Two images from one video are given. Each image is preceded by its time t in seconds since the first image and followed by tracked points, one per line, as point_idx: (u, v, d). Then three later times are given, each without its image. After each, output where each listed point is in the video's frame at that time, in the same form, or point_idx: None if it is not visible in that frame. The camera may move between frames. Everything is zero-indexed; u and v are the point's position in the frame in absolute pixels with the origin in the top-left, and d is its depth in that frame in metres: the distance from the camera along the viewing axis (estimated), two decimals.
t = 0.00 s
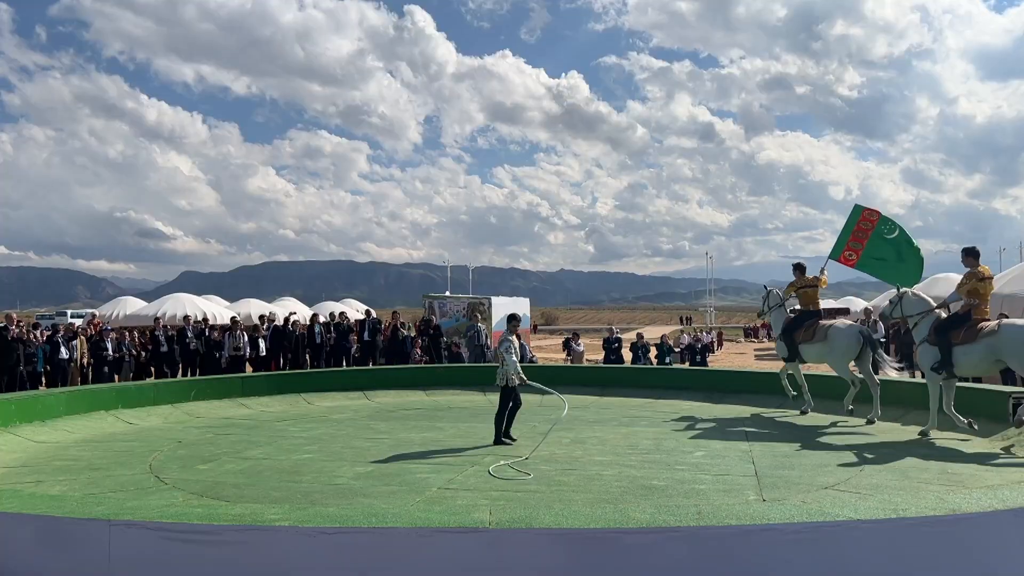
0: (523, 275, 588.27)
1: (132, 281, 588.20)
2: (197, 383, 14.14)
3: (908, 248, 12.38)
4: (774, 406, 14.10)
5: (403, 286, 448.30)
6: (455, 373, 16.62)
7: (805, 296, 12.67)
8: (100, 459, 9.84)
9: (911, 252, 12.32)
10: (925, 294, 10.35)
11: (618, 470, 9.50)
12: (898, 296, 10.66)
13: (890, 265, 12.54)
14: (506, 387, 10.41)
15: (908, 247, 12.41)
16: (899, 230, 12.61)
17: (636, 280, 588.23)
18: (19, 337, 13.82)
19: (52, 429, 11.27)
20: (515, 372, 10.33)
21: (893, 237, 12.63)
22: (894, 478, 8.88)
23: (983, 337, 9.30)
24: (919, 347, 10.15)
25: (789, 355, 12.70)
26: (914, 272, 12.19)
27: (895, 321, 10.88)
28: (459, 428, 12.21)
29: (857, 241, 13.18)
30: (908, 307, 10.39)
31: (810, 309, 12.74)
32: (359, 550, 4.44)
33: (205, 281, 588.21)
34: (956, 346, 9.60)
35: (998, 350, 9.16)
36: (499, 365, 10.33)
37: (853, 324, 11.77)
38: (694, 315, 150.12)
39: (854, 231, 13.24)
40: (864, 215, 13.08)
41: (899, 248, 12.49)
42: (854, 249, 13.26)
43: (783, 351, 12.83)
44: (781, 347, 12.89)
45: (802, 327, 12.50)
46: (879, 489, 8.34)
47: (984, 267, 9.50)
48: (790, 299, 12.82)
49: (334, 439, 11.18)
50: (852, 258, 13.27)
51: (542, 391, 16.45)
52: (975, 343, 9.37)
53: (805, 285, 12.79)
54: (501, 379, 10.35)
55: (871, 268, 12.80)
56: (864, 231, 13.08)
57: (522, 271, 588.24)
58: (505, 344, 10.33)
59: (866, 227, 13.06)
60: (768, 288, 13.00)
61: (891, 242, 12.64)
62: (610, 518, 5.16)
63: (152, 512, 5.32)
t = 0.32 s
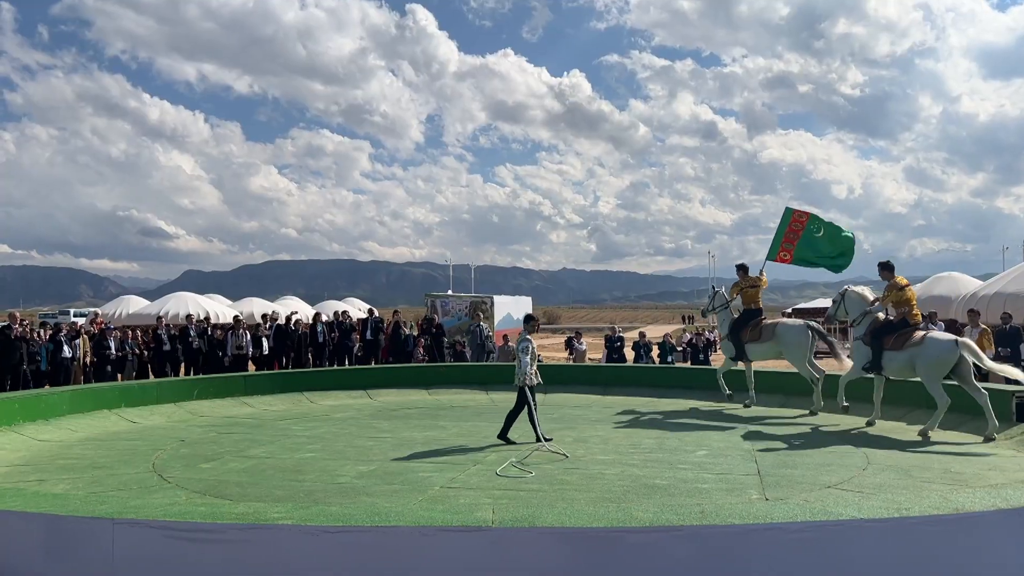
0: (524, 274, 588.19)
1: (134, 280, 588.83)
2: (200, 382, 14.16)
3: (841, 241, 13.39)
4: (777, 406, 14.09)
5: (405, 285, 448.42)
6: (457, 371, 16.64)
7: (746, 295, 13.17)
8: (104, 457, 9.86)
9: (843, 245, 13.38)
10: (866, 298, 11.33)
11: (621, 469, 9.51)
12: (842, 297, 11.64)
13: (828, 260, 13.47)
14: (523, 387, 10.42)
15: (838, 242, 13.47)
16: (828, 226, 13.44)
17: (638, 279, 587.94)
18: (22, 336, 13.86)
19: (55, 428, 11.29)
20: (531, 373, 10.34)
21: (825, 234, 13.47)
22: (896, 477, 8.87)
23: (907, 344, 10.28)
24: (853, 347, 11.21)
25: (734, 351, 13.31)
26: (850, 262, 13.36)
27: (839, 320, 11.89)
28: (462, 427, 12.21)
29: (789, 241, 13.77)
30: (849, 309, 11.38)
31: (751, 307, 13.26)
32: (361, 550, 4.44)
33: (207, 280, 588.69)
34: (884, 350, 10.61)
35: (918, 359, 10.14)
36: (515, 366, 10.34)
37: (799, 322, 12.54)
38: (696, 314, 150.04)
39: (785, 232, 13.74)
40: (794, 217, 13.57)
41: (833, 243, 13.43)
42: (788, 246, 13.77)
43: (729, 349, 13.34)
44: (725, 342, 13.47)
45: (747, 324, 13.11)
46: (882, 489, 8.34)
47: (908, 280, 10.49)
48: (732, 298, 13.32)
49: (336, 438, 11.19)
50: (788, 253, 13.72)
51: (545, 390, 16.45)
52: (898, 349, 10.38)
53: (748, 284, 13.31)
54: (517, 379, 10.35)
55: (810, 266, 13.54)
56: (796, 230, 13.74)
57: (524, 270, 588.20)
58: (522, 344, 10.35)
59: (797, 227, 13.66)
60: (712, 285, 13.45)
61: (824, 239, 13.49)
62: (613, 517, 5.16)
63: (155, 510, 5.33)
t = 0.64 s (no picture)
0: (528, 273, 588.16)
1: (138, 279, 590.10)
2: (205, 380, 14.19)
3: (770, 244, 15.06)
4: (782, 404, 14.10)
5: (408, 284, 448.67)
6: (462, 371, 16.67)
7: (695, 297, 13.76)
8: (109, 456, 9.90)
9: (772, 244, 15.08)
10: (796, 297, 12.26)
11: (626, 468, 9.50)
12: (777, 296, 12.48)
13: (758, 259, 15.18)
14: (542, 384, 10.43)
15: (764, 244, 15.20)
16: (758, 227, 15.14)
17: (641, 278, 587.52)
18: (28, 334, 13.91)
19: (60, 427, 11.34)
20: (552, 371, 10.35)
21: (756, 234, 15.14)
22: (902, 476, 8.86)
23: (842, 338, 11.26)
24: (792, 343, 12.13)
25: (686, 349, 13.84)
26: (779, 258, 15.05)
27: (775, 316, 12.76)
28: (466, 426, 12.21)
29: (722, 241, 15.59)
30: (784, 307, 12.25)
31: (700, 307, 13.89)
32: (365, 547, 4.44)
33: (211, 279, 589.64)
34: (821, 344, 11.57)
35: (853, 351, 11.10)
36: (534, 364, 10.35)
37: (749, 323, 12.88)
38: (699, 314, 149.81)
39: (719, 233, 15.49)
40: (727, 218, 15.36)
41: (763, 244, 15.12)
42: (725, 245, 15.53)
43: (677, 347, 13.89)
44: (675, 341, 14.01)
45: (698, 324, 13.65)
46: (887, 488, 8.32)
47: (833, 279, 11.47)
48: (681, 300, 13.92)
49: (341, 437, 11.21)
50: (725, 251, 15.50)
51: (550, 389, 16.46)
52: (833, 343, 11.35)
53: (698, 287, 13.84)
54: (536, 377, 10.34)
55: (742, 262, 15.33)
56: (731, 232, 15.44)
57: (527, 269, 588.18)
58: (543, 342, 10.37)
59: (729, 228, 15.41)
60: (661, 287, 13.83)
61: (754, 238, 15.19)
62: (617, 516, 5.16)
63: (160, 509, 5.32)
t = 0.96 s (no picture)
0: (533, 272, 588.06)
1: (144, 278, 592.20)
2: (212, 378, 14.22)
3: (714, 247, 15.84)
4: (789, 404, 14.08)
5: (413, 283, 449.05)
6: (468, 369, 16.67)
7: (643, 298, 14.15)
8: (117, 454, 9.93)
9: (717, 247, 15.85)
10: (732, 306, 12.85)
11: (633, 467, 9.48)
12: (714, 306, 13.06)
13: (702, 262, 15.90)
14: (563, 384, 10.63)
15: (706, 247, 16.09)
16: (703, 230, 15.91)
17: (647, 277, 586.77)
18: (37, 333, 13.96)
19: (69, 425, 11.39)
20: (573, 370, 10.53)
21: (700, 237, 15.92)
22: (910, 476, 8.82)
23: (781, 343, 11.92)
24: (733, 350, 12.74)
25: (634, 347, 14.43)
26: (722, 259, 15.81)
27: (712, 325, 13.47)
28: (472, 425, 12.22)
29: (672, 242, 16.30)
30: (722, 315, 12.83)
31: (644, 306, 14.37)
32: (373, 546, 4.44)
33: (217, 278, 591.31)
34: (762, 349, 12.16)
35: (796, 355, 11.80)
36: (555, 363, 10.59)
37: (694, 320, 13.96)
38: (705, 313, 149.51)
39: (667, 235, 16.27)
40: (675, 221, 16.19)
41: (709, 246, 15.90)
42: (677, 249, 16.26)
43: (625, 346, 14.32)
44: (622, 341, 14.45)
45: (646, 324, 14.19)
46: (895, 488, 8.28)
47: (772, 289, 12.11)
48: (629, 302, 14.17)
49: (348, 436, 11.22)
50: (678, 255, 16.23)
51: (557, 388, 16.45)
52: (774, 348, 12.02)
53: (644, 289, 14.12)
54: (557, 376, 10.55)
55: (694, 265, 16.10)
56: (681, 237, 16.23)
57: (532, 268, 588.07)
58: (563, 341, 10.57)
59: (678, 231, 16.20)
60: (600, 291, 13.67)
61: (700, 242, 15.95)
62: (625, 515, 5.15)
63: (167, 507, 5.32)
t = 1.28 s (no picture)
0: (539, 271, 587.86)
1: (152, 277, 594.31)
2: (221, 377, 14.26)
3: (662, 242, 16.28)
4: (798, 402, 14.05)
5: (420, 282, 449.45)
6: (476, 368, 16.69)
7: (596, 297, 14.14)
8: (127, 453, 9.97)
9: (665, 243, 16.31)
10: (670, 302, 13.51)
11: (641, 467, 9.47)
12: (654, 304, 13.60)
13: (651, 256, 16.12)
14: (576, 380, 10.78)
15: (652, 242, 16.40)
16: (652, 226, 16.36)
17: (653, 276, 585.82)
18: (48, 332, 14.05)
19: (79, 423, 11.45)
20: (586, 366, 10.67)
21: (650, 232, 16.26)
22: (920, 476, 8.78)
23: (722, 338, 12.83)
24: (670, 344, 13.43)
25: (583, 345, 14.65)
26: (668, 255, 16.42)
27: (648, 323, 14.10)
28: (480, 423, 12.23)
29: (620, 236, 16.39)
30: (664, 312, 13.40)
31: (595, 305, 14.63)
32: (383, 544, 4.45)
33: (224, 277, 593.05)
34: (702, 344, 12.95)
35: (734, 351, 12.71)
36: (566, 361, 10.74)
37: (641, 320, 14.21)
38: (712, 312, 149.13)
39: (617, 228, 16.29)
40: (625, 215, 16.26)
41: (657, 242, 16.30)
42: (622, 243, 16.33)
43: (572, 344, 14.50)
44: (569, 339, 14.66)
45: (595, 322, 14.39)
46: (905, 488, 8.25)
47: (710, 285, 13.15)
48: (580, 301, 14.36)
49: (357, 434, 11.25)
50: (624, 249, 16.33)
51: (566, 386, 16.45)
52: (713, 342, 12.87)
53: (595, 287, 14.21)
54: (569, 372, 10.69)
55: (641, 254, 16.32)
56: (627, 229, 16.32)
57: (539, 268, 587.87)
58: (573, 338, 10.74)
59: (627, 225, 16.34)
60: (546, 288, 14.07)
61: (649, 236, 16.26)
62: (634, 514, 5.13)
63: (178, 505, 5.33)
